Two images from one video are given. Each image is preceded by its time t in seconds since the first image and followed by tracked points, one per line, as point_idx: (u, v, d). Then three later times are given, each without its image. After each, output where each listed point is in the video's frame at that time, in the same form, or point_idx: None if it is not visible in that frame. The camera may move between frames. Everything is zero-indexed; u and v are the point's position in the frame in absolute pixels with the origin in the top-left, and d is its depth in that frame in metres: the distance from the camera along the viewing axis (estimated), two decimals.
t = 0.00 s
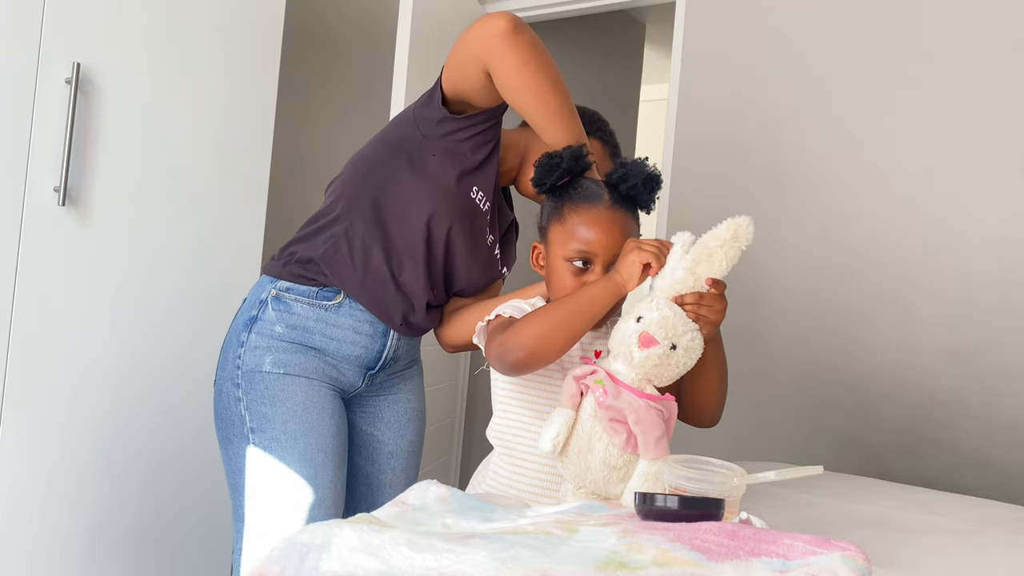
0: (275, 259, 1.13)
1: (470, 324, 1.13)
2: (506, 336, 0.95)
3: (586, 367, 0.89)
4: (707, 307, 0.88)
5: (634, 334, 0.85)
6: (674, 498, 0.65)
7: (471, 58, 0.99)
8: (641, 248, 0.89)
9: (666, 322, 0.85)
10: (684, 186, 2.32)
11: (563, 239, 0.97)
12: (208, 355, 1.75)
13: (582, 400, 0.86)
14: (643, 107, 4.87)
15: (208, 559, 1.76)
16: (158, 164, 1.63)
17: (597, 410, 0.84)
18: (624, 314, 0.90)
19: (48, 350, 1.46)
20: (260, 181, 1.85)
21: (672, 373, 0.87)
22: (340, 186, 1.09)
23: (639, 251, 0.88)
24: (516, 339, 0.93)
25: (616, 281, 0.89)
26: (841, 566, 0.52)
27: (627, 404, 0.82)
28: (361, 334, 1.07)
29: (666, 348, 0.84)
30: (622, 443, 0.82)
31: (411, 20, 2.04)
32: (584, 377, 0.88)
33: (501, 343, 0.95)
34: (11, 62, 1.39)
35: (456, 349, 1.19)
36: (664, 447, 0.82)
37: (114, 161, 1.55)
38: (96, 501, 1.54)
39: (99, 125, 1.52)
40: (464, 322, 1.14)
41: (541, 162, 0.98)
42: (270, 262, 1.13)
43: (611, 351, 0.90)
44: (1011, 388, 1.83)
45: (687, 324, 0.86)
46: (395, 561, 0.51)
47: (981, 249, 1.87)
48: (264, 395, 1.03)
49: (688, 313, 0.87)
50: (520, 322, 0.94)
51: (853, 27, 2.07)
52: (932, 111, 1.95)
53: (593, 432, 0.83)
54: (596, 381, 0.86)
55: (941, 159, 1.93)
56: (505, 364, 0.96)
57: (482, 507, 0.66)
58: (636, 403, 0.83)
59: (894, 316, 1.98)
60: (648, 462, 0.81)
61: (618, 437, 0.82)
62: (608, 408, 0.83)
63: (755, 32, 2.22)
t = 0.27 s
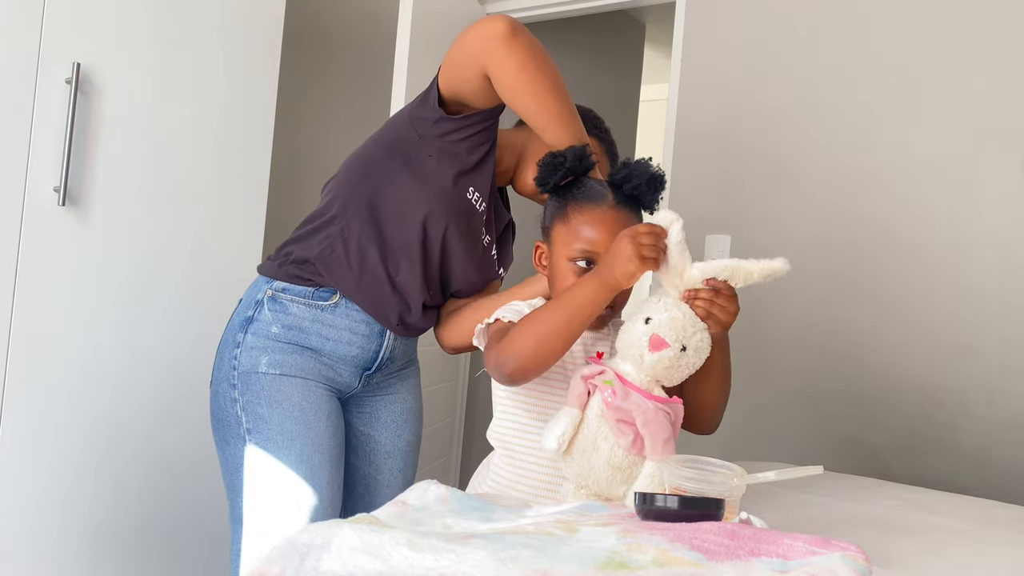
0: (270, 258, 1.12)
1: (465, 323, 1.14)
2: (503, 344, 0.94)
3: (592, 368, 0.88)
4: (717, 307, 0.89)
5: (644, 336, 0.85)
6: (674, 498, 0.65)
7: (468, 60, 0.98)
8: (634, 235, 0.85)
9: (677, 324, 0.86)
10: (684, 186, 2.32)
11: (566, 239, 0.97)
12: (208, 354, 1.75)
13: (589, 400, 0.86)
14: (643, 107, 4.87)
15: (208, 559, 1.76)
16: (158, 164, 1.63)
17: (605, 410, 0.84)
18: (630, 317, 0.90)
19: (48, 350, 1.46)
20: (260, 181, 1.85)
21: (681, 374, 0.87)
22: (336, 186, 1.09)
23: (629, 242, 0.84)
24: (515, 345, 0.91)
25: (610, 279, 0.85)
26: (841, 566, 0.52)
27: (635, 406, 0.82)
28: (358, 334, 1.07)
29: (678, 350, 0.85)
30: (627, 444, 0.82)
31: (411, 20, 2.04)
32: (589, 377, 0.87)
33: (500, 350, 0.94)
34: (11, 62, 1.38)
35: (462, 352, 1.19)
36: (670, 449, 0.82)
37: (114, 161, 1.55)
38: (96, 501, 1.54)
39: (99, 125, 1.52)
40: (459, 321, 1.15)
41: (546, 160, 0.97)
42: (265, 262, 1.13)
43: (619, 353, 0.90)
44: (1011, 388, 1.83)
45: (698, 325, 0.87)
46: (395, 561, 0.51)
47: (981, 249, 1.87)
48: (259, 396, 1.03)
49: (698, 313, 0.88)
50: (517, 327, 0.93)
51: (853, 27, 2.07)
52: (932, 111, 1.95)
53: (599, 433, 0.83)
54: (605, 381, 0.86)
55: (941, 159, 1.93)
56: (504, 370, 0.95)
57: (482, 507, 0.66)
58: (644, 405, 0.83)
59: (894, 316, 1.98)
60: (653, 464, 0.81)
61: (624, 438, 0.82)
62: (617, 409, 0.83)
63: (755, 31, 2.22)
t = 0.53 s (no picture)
0: (267, 259, 1.13)
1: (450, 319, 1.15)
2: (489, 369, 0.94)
3: (593, 370, 0.88)
4: (717, 299, 0.91)
5: (646, 340, 0.85)
6: (675, 498, 0.65)
7: (467, 60, 0.99)
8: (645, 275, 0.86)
9: (678, 325, 0.86)
10: (684, 186, 2.32)
11: (560, 237, 0.97)
12: (208, 354, 1.75)
13: (590, 402, 0.86)
14: (643, 107, 4.87)
15: (208, 559, 1.76)
16: (158, 164, 1.63)
17: (607, 412, 0.84)
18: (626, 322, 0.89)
19: (48, 350, 1.46)
20: (260, 181, 1.85)
21: (684, 372, 0.88)
22: (333, 187, 1.09)
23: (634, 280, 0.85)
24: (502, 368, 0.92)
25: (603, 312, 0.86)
26: (841, 566, 0.52)
27: (639, 408, 0.82)
28: (355, 334, 1.08)
29: (682, 350, 0.85)
30: (631, 446, 0.82)
31: (411, 20, 2.04)
32: (592, 379, 0.87)
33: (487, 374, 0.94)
34: (10, 62, 1.38)
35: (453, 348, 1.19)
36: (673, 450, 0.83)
37: (114, 161, 1.55)
38: (96, 501, 1.54)
39: (99, 125, 1.52)
40: (445, 318, 1.16)
41: (539, 160, 0.99)
42: (262, 263, 1.13)
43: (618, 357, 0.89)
44: (1011, 388, 1.83)
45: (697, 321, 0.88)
46: (395, 561, 0.51)
47: (981, 249, 1.87)
48: (257, 397, 1.03)
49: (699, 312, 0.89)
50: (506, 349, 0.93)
51: (852, 28, 2.07)
52: (932, 111, 1.95)
53: (601, 435, 0.83)
54: (608, 383, 0.86)
55: (941, 159, 1.93)
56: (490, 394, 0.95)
57: (482, 507, 0.66)
58: (648, 407, 0.83)
59: (894, 316, 1.98)
60: (656, 466, 0.81)
61: (627, 440, 0.82)
62: (620, 412, 0.83)
63: (755, 31, 2.22)
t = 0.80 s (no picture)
0: (264, 260, 1.13)
1: (448, 316, 1.15)
2: (482, 358, 0.96)
3: (587, 371, 0.88)
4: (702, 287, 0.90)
5: (637, 337, 0.85)
6: (674, 498, 0.65)
7: (457, 54, 1.00)
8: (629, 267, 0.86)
9: (668, 319, 0.85)
10: (684, 186, 2.32)
11: (552, 237, 0.97)
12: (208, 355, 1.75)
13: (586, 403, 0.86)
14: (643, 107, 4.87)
15: (208, 559, 1.76)
16: (158, 164, 1.63)
17: (604, 412, 0.84)
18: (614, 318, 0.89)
19: (48, 350, 1.46)
20: (260, 181, 1.85)
21: (677, 366, 0.87)
22: (330, 186, 1.09)
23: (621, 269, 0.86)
24: (494, 358, 0.94)
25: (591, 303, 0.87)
26: (841, 566, 0.52)
27: (634, 406, 0.83)
28: (352, 334, 1.07)
29: (673, 345, 0.85)
30: (628, 445, 0.82)
31: (411, 20, 2.03)
32: (585, 380, 0.87)
33: (480, 363, 0.96)
34: (11, 62, 1.38)
35: (454, 344, 1.19)
36: (671, 446, 0.83)
37: (114, 161, 1.55)
38: (96, 501, 1.54)
39: (100, 125, 1.52)
40: (442, 314, 1.15)
41: (530, 160, 0.99)
42: (259, 263, 1.13)
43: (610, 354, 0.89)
44: (1011, 389, 1.83)
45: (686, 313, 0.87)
46: (395, 561, 0.51)
47: (981, 249, 1.87)
48: (255, 397, 1.03)
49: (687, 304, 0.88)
50: (499, 338, 0.96)
51: (852, 28, 2.07)
52: (932, 111, 1.95)
53: (598, 436, 0.83)
54: (602, 383, 0.86)
55: (941, 159, 1.93)
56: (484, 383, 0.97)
57: (482, 507, 0.66)
58: (642, 405, 0.83)
59: (894, 316, 1.98)
60: (655, 462, 0.82)
61: (624, 439, 0.82)
62: (616, 411, 0.83)
63: (755, 31, 2.22)
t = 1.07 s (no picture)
0: (260, 261, 1.13)
1: (445, 316, 1.15)
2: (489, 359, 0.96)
3: (585, 372, 0.88)
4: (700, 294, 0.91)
5: (634, 338, 0.85)
6: (674, 498, 0.65)
7: (451, 56, 1.00)
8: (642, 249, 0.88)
9: (664, 320, 0.85)
10: (684, 186, 2.32)
11: (564, 236, 0.96)
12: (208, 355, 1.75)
13: (584, 404, 0.86)
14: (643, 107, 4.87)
15: (208, 560, 1.76)
16: (158, 164, 1.63)
17: (601, 413, 0.84)
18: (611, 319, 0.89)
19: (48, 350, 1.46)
20: (260, 181, 1.85)
21: (674, 367, 0.87)
22: (326, 187, 1.09)
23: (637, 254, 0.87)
24: (502, 357, 0.94)
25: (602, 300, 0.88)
26: (841, 566, 0.52)
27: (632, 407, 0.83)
28: (349, 334, 1.08)
29: (669, 346, 0.85)
30: (626, 446, 0.82)
31: (411, 20, 2.03)
32: (582, 381, 0.87)
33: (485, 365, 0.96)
34: (11, 62, 1.38)
35: (452, 343, 1.19)
36: (670, 446, 0.83)
37: (114, 161, 1.55)
38: (96, 501, 1.54)
39: (99, 125, 1.52)
40: (440, 314, 1.16)
41: (537, 160, 0.98)
42: (255, 264, 1.13)
43: (607, 356, 0.89)
44: (1011, 389, 1.83)
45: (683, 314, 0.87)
46: (396, 561, 0.51)
47: (981, 249, 1.87)
48: (252, 399, 1.03)
49: (683, 305, 0.89)
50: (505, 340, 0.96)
51: (852, 28, 2.07)
52: (932, 111, 1.95)
53: (596, 436, 0.83)
54: (600, 383, 0.86)
55: (941, 159, 1.93)
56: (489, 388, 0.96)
57: (482, 507, 0.66)
58: (640, 405, 0.83)
59: (894, 316, 1.98)
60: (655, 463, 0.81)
61: (622, 440, 0.82)
62: (614, 412, 0.83)
63: (755, 31, 2.22)
